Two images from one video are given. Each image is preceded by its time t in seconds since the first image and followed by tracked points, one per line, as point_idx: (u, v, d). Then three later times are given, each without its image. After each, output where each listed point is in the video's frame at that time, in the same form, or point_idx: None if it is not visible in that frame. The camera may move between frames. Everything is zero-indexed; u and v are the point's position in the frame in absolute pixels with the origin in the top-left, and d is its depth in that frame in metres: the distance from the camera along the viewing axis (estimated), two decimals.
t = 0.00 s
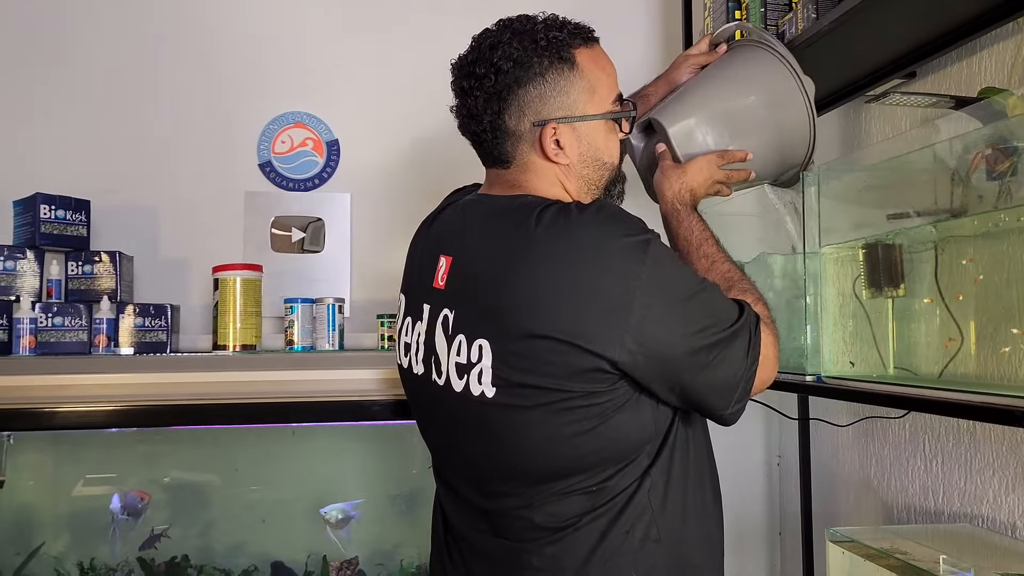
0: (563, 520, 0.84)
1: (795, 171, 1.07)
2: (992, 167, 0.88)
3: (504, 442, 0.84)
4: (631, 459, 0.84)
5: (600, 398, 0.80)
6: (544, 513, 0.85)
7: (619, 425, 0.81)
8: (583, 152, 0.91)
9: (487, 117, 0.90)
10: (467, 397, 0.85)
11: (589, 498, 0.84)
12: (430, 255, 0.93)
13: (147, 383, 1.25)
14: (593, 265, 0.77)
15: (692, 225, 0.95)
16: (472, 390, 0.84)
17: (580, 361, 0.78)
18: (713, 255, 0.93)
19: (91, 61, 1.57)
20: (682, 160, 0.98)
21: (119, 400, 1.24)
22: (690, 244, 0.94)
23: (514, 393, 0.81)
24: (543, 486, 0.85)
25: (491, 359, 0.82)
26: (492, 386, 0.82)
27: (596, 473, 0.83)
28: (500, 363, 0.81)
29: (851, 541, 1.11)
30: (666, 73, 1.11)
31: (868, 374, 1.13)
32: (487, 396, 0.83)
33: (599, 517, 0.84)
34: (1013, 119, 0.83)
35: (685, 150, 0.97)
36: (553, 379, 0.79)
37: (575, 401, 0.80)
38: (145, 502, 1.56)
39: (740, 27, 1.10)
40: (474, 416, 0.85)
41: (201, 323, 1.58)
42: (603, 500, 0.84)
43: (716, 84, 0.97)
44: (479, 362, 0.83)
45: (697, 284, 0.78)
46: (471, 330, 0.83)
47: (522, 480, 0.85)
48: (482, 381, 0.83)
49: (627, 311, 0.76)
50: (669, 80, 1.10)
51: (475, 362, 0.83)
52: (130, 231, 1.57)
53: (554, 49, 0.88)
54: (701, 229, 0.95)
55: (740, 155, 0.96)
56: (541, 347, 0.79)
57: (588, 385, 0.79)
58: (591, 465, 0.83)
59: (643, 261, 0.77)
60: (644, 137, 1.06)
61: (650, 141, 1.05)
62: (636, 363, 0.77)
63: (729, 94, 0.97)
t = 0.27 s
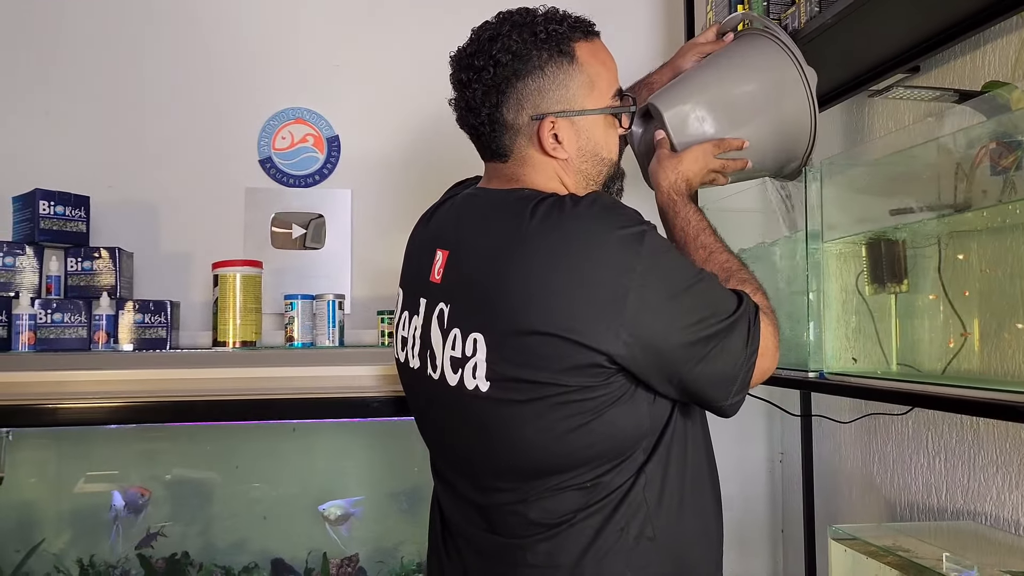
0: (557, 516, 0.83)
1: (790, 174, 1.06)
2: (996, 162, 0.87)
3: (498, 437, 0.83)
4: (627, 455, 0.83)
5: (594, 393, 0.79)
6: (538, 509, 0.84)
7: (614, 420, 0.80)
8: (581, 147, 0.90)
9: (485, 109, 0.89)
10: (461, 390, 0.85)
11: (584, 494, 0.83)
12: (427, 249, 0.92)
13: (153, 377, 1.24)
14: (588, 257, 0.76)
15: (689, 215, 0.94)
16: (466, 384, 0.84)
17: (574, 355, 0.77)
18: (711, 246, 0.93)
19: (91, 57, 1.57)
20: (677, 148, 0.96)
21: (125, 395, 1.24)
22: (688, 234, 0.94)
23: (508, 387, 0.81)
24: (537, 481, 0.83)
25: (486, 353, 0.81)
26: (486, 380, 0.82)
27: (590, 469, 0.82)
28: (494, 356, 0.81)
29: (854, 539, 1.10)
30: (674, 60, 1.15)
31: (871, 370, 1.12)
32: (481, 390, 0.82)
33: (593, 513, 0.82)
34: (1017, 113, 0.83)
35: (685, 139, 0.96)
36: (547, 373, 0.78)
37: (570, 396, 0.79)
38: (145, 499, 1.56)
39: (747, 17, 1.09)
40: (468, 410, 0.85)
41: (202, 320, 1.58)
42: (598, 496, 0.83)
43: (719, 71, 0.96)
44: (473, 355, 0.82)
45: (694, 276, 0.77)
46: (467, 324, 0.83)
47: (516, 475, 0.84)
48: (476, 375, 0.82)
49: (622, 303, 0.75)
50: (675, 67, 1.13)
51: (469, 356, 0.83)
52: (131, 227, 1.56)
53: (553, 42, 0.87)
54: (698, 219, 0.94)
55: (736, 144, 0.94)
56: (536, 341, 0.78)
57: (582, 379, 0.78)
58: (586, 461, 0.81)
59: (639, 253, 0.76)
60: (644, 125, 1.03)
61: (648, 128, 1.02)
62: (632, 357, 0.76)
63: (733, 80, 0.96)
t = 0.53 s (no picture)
0: (551, 521, 0.83)
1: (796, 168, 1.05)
2: (996, 163, 0.86)
3: (491, 441, 0.82)
4: (623, 460, 0.82)
5: (587, 398, 0.78)
6: (532, 514, 0.83)
7: (607, 425, 0.79)
8: (578, 151, 0.89)
9: (481, 111, 0.89)
10: (454, 395, 0.84)
11: (577, 499, 0.82)
12: (422, 251, 0.92)
13: (148, 378, 1.25)
14: (582, 261, 0.75)
15: (689, 215, 0.94)
16: (459, 389, 0.83)
17: (567, 359, 0.76)
18: (710, 247, 0.92)
19: (88, 56, 1.57)
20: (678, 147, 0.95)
21: (120, 399, 1.25)
22: (687, 235, 0.93)
23: (501, 391, 0.80)
24: (531, 486, 0.83)
25: (479, 358, 0.81)
26: (479, 385, 0.81)
27: (584, 474, 0.81)
28: (487, 361, 0.80)
29: (853, 542, 1.10)
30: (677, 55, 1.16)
31: (871, 372, 1.12)
32: (474, 395, 0.82)
33: (587, 518, 0.81)
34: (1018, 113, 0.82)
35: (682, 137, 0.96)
36: (540, 378, 0.78)
37: (563, 401, 0.78)
38: (142, 500, 1.55)
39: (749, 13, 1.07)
40: (461, 414, 0.84)
41: (199, 320, 1.57)
42: (592, 501, 0.82)
43: (722, 68, 0.95)
44: (466, 360, 0.82)
45: (689, 280, 0.76)
46: (460, 328, 0.82)
47: (510, 480, 0.83)
48: (469, 380, 0.82)
49: (616, 308, 0.74)
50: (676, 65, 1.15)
51: (462, 361, 0.82)
52: (127, 227, 1.56)
53: (551, 45, 0.86)
54: (698, 220, 0.94)
55: (737, 135, 0.94)
56: (529, 346, 0.77)
57: (575, 385, 0.77)
58: (579, 466, 0.80)
59: (633, 257, 0.75)
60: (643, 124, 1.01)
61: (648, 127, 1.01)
62: (626, 362, 0.76)
63: (736, 79, 0.95)
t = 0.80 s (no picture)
0: (544, 524, 0.82)
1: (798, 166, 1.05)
2: (997, 163, 0.86)
3: (484, 443, 0.82)
4: (617, 463, 0.81)
5: (582, 401, 0.77)
6: (525, 516, 0.83)
7: (602, 428, 0.79)
8: (578, 151, 0.89)
9: (481, 108, 0.88)
10: (448, 396, 0.84)
11: (571, 503, 0.81)
12: (418, 250, 0.91)
13: (145, 378, 1.25)
14: (579, 262, 0.74)
15: (688, 216, 0.93)
16: (453, 389, 0.83)
17: (562, 361, 0.75)
18: (708, 248, 0.92)
19: (85, 54, 1.56)
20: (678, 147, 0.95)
21: (118, 400, 1.25)
22: (686, 236, 0.93)
23: (496, 393, 0.79)
24: (524, 489, 0.82)
25: (473, 358, 0.80)
26: (473, 387, 0.81)
27: (578, 477, 0.81)
28: (482, 362, 0.79)
29: (852, 543, 1.09)
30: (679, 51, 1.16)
31: (870, 373, 1.11)
32: (468, 396, 0.81)
33: (580, 522, 0.81)
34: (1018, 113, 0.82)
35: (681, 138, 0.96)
36: (534, 380, 0.77)
37: (558, 403, 0.77)
38: (139, 500, 1.55)
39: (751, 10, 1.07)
40: (456, 415, 0.84)
41: (196, 320, 1.56)
42: (585, 505, 0.81)
43: (724, 67, 0.94)
44: (460, 361, 0.81)
45: (686, 281, 0.76)
46: (454, 328, 0.82)
47: (504, 483, 0.83)
48: (464, 381, 0.81)
49: (612, 309, 0.73)
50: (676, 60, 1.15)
51: (457, 361, 0.82)
52: (125, 226, 1.55)
53: (553, 43, 0.86)
54: (697, 220, 0.93)
55: (737, 135, 0.93)
56: (524, 347, 0.76)
57: (569, 387, 0.77)
58: (573, 469, 0.80)
59: (630, 258, 0.75)
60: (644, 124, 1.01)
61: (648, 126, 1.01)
62: (621, 364, 0.75)
63: (738, 78, 0.94)
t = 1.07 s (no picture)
0: (540, 525, 0.82)
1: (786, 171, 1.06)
2: (997, 163, 0.86)
3: (480, 442, 0.82)
4: (612, 463, 0.81)
5: (577, 398, 0.77)
6: (520, 517, 0.83)
7: (597, 426, 0.78)
8: (576, 149, 0.88)
9: (478, 108, 0.88)
10: (442, 393, 0.83)
11: (567, 503, 0.81)
12: (414, 248, 0.91)
13: (142, 377, 1.24)
14: (574, 258, 0.74)
15: (686, 211, 0.93)
16: (447, 387, 0.82)
17: (559, 359, 0.75)
18: (706, 243, 0.91)
19: (83, 52, 1.55)
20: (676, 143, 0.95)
21: (115, 400, 1.25)
22: (684, 232, 0.92)
23: (490, 391, 0.79)
24: (520, 489, 0.82)
25: (467, 355, 0.80)
26: (467, 384, 0.80)
27: (573, 477, 0.80)
28: (477, 360, 0.79)
29: (850, 543, 1.09)
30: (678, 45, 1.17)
31: (869, 373, 1.11)
32: (461, 394, 0.81)
33: (576, 522, 0.80)
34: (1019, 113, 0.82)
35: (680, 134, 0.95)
36: (529, 377, 0.77)
37: (554, 401, 0.77)
38: (137, 499, 1.54)
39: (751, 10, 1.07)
40: (450, 414, 0.84)
41: (194, 318, 1.56)
42: (581, 504, 0.81)
43: (724, 65, 0.94)
44: (455, 358, 0.81)
45: (681, 276, 0.75)
46: (449, 325, 0.82)
47: (499, 483, 0.83)
48: (457, 379, 0.81)
49: (607, 304, 0.73)
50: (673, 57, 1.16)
51: (451, 359, 0.82)
52: (122, 225, 1.55)
53: (550, 40, 0.85)
54: (695, 216, 0.93)
55: (736, 134, 0.93)
56: (518, 344, 0.76)
57: (564, 384, 0.76)
58: (569, 469, 0.79)
59: (623, 253, 0.74)
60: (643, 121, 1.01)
61: (646, 122, 1.00)
62: (616, 361, 0.75)
63: (739, 76, 0.94)
